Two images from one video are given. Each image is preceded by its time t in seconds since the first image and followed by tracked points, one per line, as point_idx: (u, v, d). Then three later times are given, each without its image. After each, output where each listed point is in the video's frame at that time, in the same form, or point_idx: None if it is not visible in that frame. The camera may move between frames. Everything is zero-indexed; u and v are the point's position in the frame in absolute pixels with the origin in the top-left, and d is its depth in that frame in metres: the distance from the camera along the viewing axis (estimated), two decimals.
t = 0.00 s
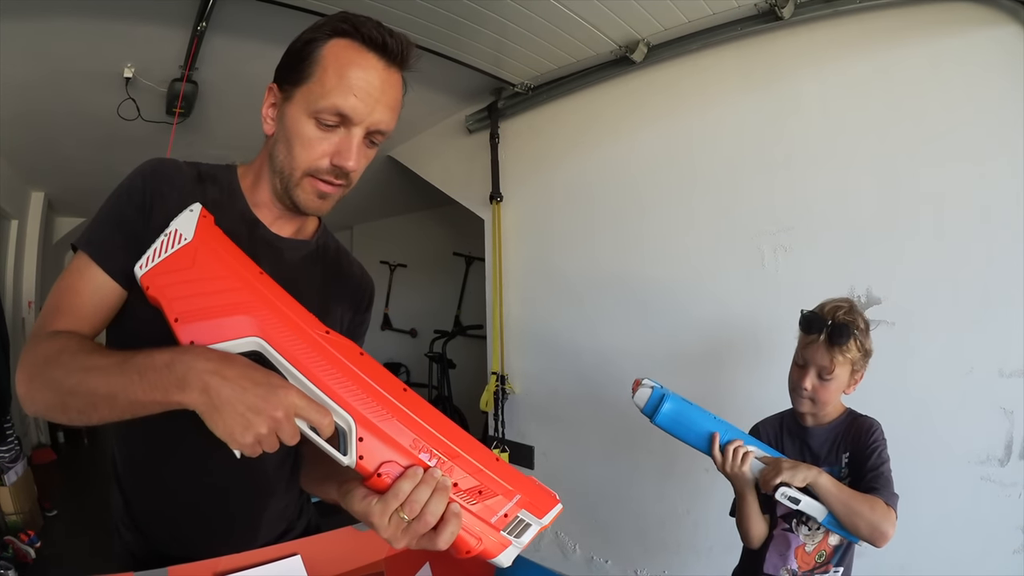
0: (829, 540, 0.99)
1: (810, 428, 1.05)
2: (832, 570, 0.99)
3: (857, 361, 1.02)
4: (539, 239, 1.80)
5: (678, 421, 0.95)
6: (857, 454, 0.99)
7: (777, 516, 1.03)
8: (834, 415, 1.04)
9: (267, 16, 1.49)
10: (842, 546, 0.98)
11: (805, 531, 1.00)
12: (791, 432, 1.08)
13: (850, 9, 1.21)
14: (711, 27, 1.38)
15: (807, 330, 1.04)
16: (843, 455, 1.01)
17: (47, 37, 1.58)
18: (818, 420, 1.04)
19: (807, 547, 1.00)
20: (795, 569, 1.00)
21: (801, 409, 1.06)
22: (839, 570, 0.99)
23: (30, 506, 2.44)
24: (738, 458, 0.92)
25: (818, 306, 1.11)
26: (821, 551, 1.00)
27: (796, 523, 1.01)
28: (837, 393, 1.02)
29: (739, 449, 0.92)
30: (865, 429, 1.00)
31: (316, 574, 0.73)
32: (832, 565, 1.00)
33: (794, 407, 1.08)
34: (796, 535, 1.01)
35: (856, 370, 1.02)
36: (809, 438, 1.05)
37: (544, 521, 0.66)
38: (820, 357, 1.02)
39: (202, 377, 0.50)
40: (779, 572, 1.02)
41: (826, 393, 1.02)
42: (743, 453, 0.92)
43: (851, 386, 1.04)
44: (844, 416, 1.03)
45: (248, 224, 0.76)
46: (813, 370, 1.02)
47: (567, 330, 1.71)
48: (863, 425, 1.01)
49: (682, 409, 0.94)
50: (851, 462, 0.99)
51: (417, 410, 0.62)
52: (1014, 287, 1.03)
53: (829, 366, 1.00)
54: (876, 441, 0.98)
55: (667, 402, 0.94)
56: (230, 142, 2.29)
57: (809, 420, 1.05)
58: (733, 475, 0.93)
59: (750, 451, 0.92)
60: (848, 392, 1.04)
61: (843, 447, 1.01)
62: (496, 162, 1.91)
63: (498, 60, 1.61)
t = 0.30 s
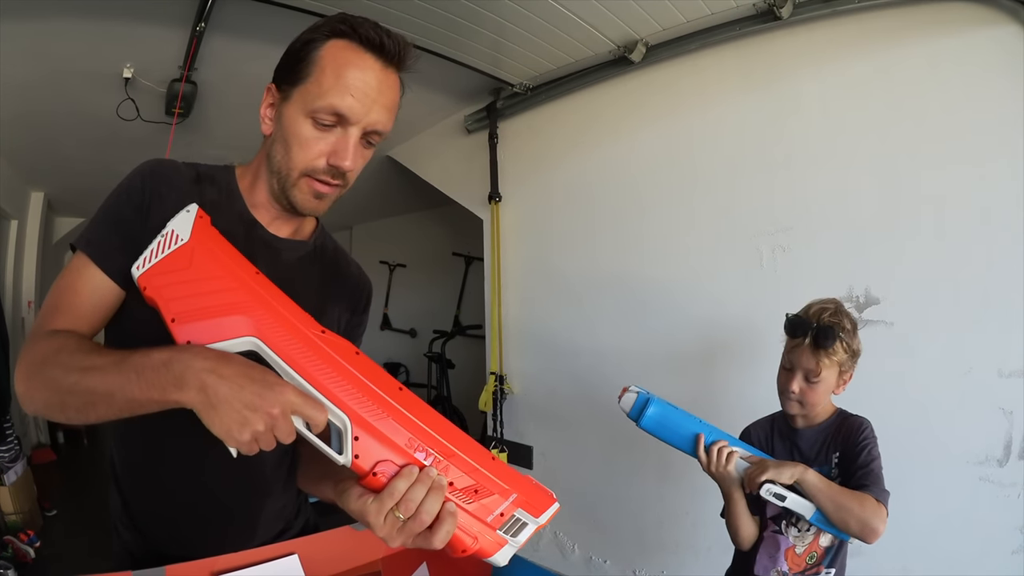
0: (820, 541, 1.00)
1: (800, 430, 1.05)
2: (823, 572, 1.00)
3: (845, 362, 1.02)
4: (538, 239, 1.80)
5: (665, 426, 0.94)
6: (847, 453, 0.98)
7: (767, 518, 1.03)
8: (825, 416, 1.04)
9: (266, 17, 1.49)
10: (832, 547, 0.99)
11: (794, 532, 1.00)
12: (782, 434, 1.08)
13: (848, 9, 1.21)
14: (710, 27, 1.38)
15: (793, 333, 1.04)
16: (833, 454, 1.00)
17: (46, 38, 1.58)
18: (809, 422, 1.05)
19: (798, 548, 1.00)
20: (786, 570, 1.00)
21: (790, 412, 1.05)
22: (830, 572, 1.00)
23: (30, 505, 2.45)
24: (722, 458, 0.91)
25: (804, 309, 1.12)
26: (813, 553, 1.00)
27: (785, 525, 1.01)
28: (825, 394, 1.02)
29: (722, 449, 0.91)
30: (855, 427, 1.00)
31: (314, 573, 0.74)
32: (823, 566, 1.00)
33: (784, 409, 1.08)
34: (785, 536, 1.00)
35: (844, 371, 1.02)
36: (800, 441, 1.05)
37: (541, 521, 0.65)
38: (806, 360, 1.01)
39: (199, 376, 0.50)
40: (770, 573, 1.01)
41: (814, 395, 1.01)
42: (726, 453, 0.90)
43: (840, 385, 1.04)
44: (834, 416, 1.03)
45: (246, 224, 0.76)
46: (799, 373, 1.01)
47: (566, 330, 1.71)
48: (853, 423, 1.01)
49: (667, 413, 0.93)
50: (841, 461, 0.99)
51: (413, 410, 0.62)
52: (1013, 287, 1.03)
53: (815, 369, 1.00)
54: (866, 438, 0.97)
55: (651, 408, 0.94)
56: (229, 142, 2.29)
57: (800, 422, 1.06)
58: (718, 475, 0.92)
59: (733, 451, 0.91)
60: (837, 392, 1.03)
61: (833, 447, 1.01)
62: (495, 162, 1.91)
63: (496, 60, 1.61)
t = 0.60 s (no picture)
0: (814, 541, 0.99)
1: (794, 428, 1.05)
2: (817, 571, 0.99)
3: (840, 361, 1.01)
4: (537, 239, 1.80)
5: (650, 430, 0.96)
6: (841, 450, 0.98)
7: (760, 518, 1.04)
8: (819, 415, 1.04)
9: (265, 17, 1.49)
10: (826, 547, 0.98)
11: (787, 531, 1.00)
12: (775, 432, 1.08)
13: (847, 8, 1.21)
14: (708, 27, 1.38)
15: (789, 329, 1.05)
16: (828, 452, 1.00)
17: (46, 38, 1.58)
18: (804, 419, 1.04)
19: (791, 548, 0.99)
20: (780, 570, 0.99)
21: (784, 409, 1.05)
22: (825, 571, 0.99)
23: (29, 505, 2.45)
24: (709, 460, 0.92)
25: (802, 307, 1.12)
26: (807, 552, 0.99)
27: (777, 524, 1.01)
28: (819, 392, 1.01)
29: (710, 451, 0.92)
30: (848, 423, 1.00)
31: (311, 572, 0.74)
32: (817, 566, 0.99)
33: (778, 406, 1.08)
34: (778, 535, 1.00)
35: (839, 370, 1.01)
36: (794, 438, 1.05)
37: (537, 520, 0.66)
38: (801, 355, 1.01)
39: (196, 374, 0.51)
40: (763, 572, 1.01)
41: (808, 390, 1.01)
42: (712, 455, 0.92)
43: (836, 385, 1.03)
44: (829, 415, 1.03)
45: (244, 223, 0.76)
46: (795, 368, 1.01)
47: (565, 330, 1.71)
48: (848, 422, 1.01)
49: (653, 418, 0.95)
50: (835, 459, 0.99)
51: (408, 409, 0.62)
52: (1012, 287, 1.03)
53: (811, 364, 1.00)
54: (860, 434, 0.97)
55: (638, 413, 0.95)
56: (228, 142, 2.30)
57: (795, 420, 1.05)
58: (707, 476, 0.94)
59: (720, 453, 0.92)
60: (832, 392, 1.03)
61: (827, 445, 1.01)
62: (494, 162, 1.91)
63: (495, 60, 1.61)
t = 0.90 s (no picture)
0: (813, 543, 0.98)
1: (794, 427, 1.05)
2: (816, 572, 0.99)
3: (842, 358, 1.01)
4: (537, 238, 1.80)
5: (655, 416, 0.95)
6: (842, 452, 0.98)
7: (759, 518, 1.03)
8: (819, 414, 1.04)
9: (265, 16, 1.49)
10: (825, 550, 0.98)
11: (787, 532, 1.00)
12: (775, 430, 1.08)
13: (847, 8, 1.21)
14: (707, 27, 1.38)
15: (792, 325, 1.05)
16: (829, 452, 1.00)
17: (46, 38, 1.58)
18: (803, 419, 1.04)
19: (790, 549, 0.99)
20: (779, 570, 1.00)
21: (785, 407, 1.05)
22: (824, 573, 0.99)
23: (29, 504, 2.45)
24: (709, 454, 0.92)
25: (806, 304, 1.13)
26: (805, 554, 0.99)
27: (777, 524, 1.01)
28: (820, 388, 1.01)
29: (711, 446, 0.92)
30: (850, 425, 1.00)
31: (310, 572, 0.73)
32: (816, 567, 0.99)
33: (778, 405, 1.08)
34: (778, 536, 1.00)
35: (840, 368, 1.01)
36: (794, 437, 1.04)
37: (536, 520, 0.66)
38: (805, 350, 1.01)
39: (189, 374, 0.51)
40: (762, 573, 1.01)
41: (810, 386, 1.01)
42: (712, 450, 0.92)
43: (836, 384, 1.03)
44: (829, 415, 1.03)
45: (241, 222, 0.76)
46: (798, 363, 1.01)
47: (564, 329, 1.71)
48: (848, 422, 1.01)
49: (660, 405, 0.94)
50: (835, 461, 0.99)
51: (403, 408, 0.61)
52: (1012, 286, 1.04)
53: (815, 359, 1.00)
54: (862, 436, 0.97)
55: (647, 399, 0.94)
56: (228, 142, 2.30)
57: (795, 420, 1.05)
58: (705, 471, 0.94)
59: (721, 448, 0.92)
60: (832, 391, 1.03)
61: (828, 445, 1.01)
62: (494, 161, 1.91)
63: (495, 60, 1.61)
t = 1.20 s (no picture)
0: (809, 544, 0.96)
1: (794, 430, 1.05)
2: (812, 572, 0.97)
3: (842, 360, 1.01)
4: (537, 239, 1.80)
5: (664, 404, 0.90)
6: (839, 458, 0.97)
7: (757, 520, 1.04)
8: (819, 415, 1.04)
9: (264, 17, 1.49)
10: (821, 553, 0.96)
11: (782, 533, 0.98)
12: (773, 431, 1.08)
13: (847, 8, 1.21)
14: (707, 27, 1.38)
15: (795, 323, 1.04)
16: (826, 458, 1.00)
17: (46, 38, 1.58)
18: (803, 422, 1.05)
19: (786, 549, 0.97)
20: (777, 571, 0.98)
21: (785, 405, 1.05)
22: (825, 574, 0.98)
23: (29, 504, 2.45)
24: (709, 462, 0.90)
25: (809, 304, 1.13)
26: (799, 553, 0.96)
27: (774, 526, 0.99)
28: (821, 387, 1.01)
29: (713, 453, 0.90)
30: (849, 435, 0.98)
31: (310, 572, 0.74)
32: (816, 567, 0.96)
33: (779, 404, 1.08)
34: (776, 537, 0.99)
35: (841, 369, 1.02)
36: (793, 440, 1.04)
37: (535, 521, 0.66)
38: (807, 348, 1.01)
39: (184, 381, 0.52)
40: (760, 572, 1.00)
41: (812, 385, 1.00)
42: (712, 458, 0.90)
43: (835, 385, 1.03)
44: (828, 417, 1.03)
45: (241, 223, 0.76)
46: (799, 361, 1.01)
47: (563, 328, 1.70)
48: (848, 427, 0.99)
49: (670, 396, 0.89)
50: (833, 466, 0.98)
51: (399, 410, 0.61)
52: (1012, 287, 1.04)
53: (817, 358, 1.00)
54: (859, 448, 0.95)
55: (660, 388, 0.89)
56: (228, 142, 2.30)
57: (794, 422, 1.06)
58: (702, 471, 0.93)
59: (721, 457, 0.90)
60: (832, 391, 1.03)
61: (825, 451, 1.00)
62: (494, 162, 1.91)
63: (494, 60, 1.61)
